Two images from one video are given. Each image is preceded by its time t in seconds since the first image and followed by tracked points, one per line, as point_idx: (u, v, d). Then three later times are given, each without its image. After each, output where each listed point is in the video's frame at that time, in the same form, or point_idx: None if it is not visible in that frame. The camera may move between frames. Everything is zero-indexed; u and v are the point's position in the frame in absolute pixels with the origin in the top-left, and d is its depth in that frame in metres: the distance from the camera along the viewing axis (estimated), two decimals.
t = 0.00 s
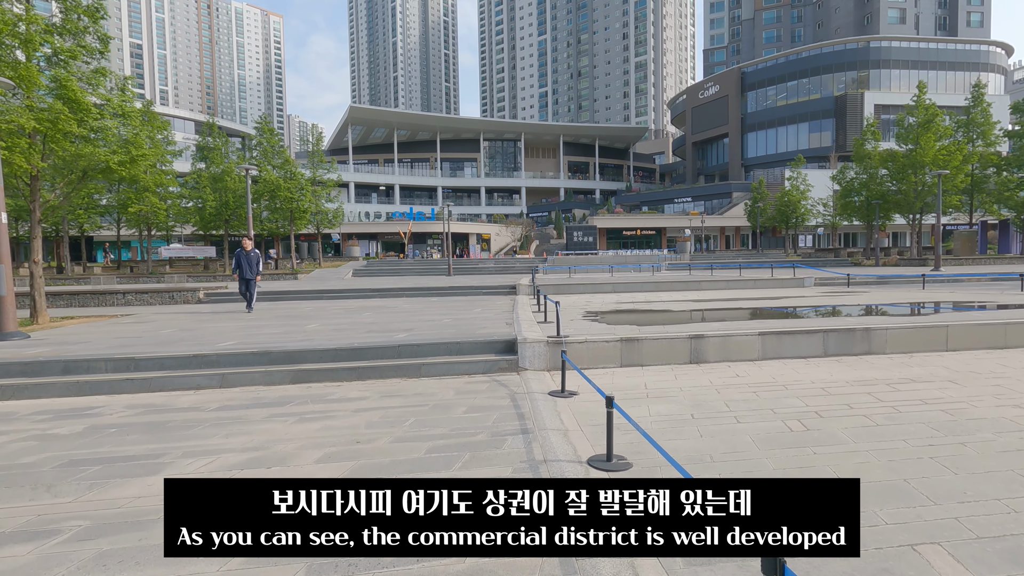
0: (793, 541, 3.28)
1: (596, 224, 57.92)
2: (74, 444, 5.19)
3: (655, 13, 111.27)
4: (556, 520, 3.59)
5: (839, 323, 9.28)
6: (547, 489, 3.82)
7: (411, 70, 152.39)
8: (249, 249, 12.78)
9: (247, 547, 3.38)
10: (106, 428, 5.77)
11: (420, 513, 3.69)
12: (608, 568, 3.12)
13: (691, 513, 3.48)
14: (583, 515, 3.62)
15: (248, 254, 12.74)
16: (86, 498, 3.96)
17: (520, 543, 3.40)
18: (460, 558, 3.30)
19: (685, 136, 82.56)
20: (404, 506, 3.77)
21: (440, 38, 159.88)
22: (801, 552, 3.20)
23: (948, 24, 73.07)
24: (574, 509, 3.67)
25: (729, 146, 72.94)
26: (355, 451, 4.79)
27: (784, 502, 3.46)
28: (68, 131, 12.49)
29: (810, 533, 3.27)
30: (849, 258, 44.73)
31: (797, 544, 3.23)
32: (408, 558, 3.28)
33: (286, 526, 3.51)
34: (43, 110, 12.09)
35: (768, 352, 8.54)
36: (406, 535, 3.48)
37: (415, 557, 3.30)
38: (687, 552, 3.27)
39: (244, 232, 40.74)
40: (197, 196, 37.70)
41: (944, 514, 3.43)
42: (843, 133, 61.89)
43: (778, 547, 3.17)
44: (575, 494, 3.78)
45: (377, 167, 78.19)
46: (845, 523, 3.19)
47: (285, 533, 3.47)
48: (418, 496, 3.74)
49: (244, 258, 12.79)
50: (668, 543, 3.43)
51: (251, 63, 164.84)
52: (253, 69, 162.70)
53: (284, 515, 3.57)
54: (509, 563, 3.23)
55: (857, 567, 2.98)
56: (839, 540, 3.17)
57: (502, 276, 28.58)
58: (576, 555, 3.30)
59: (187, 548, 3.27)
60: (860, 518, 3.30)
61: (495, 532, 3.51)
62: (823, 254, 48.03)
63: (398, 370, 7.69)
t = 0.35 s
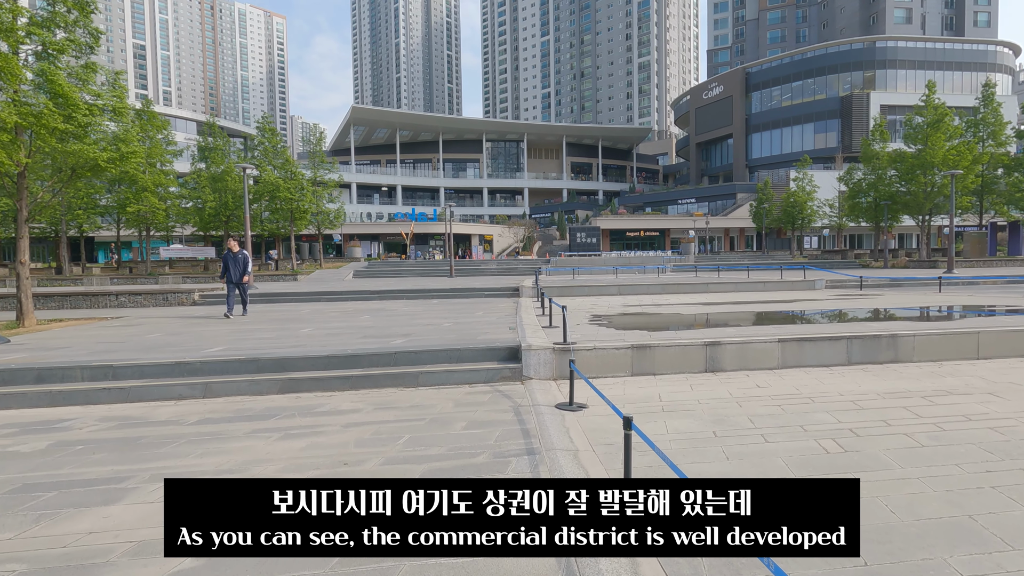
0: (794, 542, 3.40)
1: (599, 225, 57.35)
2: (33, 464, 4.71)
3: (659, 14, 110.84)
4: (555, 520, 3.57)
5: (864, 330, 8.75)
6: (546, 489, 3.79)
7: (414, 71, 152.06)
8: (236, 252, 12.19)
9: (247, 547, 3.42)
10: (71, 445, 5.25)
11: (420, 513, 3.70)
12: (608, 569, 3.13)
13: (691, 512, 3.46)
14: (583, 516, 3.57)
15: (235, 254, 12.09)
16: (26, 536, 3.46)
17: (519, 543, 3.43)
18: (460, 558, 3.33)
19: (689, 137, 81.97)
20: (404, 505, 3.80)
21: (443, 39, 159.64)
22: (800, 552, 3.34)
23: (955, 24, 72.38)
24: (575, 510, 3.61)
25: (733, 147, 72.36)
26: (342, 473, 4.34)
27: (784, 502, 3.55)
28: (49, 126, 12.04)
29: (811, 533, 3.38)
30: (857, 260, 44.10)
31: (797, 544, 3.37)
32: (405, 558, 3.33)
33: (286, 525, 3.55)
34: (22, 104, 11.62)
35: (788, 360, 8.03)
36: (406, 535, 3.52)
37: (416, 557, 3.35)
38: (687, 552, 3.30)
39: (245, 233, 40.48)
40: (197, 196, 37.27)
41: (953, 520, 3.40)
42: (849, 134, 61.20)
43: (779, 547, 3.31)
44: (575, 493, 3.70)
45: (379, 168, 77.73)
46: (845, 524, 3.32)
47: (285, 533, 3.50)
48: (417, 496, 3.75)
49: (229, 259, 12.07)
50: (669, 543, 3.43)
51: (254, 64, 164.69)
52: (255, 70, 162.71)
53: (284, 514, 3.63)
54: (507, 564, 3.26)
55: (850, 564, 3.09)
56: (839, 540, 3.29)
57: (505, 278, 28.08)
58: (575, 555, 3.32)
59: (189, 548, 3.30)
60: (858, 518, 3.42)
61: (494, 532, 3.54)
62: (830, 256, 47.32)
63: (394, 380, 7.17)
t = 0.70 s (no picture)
0: (794, 543, 3.41)
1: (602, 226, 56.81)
2: None
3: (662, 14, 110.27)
4: (555, 520, 3.59)
5: (888, 336, 8.24)
6: (546, 488, 3.79)
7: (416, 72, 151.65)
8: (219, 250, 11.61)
9: (248, 547, 3.41)
10: (31, 466, 4.76)
11: (420, 514, 3.70)
12: (608, 570, 3.17)
13: (691, 512, 3.43)
14: (583, 516, 3.60)
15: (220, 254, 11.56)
16: None
17: (520, 544, 3.44)
18: (461, 558, 3.33)
19: (693, 137, 81.30)
20: (404, 505, 3.78)
21: (445, 39, 159.37)
22: (800, 552, 3.34)
23: (961, 23, 71.68)
24: (574, 510, 3.64)
25: (737, 147, 71.72)
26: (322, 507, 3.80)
27: (783, 502, 3.56)
28: (35, 122, 11.60)
29: (810, 534, 3.39)
30: (864, 261, 43.48)
31: (797, 545, 3.37)
32: (409, 559, 3.32)
33: (286, 526, 3.52)
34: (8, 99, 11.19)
35: (810, 369, 7.52)
36: (406, 535, 3.51)
37: (417, 557, 3.33)
38: (684, 551, 3.32)
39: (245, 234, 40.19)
40: (194, 195, 36.77)
41: (946, 517, 3.49)
42: (854, 135, 60.58)
43: (778, 548, 3.33)
44: (575, 493, 3.72)
45: (381, 168, 77.26)
46: (846, 524, 3.31)
47: (285, 533, 3.48)
48: (418, 496, 3.74)
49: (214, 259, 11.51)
50: (668, 542, 3.44)
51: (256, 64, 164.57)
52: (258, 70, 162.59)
53: (284, 515, 3.58)
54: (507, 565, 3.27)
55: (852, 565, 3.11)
56: (839, 541, 3.28)
57: (506, 279, 27.64)
58: (574, 555, 3.34)
59: (189, 548, 3.30)
60: (858, 519, 3.42)
61: (495, 532, 3.54)
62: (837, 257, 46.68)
63: (391, 391, 6.71)
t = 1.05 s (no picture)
0: (795, 542, 3.32)
1: (607, 226, 56.31)
2: None
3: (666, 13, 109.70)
4: (556, 520, 3.50)
5: (921, 341, 7.72)
6: (547, 489, 3.70)
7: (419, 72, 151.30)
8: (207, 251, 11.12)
9: (247, 548, 3.32)
10: None
11: (420, 513, 3.56)
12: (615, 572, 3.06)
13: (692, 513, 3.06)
14: (583, 516, 3.52)
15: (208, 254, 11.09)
16: None
17: (520, 544, 3.34)
18: (460, 559, 3.26)
19: (698, 137, 80.65)
20: (404, 504, 3.64)
21: (449, 40, 159.13)
22: (801, 553, 3.25)
23: (970, 21, 70.82)
24: (575, 510, 3.55)
25: (742, 146, 71.05)
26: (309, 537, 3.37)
27: (784, 503, 3.41)
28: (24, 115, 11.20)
29: (811, 534, 3.30)
30: (873, 261, 42.83)
31: (798, 545, 3.28)
32: (408, 559, 3.25)
33: (286, 525, 3.42)
34: None
35: (840, 375, 7.02)
36: (406, 535, 3.40)
37: (418, 557, 3.26)
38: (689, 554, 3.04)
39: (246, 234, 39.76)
40: (196, 195, 36.43)
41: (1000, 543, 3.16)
42: (861, 134, 59.84)
43: (780, 549, 3.20)
44: (575, 494, 3.64)
45: (384, 168, 76.89)
46: (846, 524, 3.26)
47: (285, 533, 3.39)
48: (417, 495, 3.59)
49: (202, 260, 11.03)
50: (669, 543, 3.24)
51: (260, 65, 164.69)
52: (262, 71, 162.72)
53: (284, 515, 3.45)
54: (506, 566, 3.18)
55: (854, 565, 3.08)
56: (840, 541, 3.24)
57: (510, 280, 27.24)
58: (577, 555, 3.26)
59: (190, 548, 3.23)
60: (860, 517, 3.36)
61: (495, 532, 3.44)
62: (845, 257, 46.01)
63: (391, 399, 6.22)
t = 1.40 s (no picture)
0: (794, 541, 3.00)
1: (610, 226, 55.81)
2: None
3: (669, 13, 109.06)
4: (556, 519, 3.34)
5: (955, 348, 7.19)
6: (546, 487, 3.50)
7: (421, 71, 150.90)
8: (188, 247, 10.65)
9: (246, 547, 3.17)
10: None
11: (420, 513, 3.38)
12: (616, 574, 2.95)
13: (691, 513, 3.02)
14: (584, 516, 3.35)
15: (188, 250, 10.59)
16: None
17: (520, 544, 3.20)
18: (460, 560, 3.14)
19: (701, 137, 80.05)
20: (405, 503, 3.46)
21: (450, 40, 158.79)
22: (801, 553, 2.97)
23: (975, 21, 70.23)
24: (575, 510, 3.37)
25: (746, 146, 70.41)
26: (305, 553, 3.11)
27: (784, 500, 2.98)
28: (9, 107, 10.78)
29: (811, 533, 2.97)
30: (880, 262, 42.21)
31: (799, 544, 2.96)
32: (411, 559, 3.15)
33: (287, 525, 3.24)
34: None
35: (869, 386, 6.51)
36: (406, 535, 3.27)
37: (417, 558, 3.16)
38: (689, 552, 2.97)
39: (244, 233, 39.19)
40: (194, 194, 36.01)
41: None
42: (866, 134, 59.24)
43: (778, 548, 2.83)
44: (575, 492, 3.47)
45: (385, 168, 76.40)
46: (847, 524, 2.96)
47: (286, 532, 3.21)
48: (418, 494, 3.41)
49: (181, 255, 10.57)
50: (670, 542, 3.17)
51: (262, 65, 164.56)
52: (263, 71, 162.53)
53: (284, 513, 3.24)
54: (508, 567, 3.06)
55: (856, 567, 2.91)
56: (840, 541, 2.97)
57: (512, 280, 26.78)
58: (577, 555, 3.14)
59: (189, 548, 3.12)
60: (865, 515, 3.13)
61: (495, 532, 3.28)
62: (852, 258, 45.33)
63: (384, 410, 5.74)
